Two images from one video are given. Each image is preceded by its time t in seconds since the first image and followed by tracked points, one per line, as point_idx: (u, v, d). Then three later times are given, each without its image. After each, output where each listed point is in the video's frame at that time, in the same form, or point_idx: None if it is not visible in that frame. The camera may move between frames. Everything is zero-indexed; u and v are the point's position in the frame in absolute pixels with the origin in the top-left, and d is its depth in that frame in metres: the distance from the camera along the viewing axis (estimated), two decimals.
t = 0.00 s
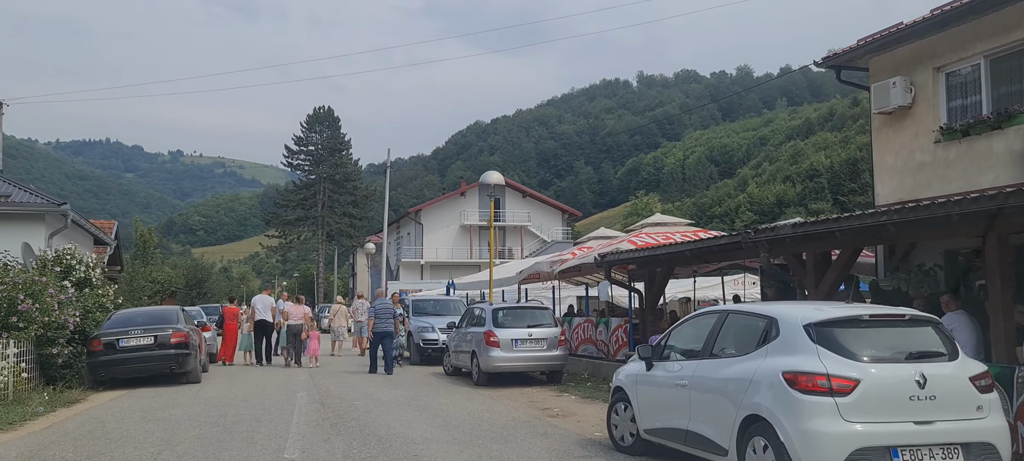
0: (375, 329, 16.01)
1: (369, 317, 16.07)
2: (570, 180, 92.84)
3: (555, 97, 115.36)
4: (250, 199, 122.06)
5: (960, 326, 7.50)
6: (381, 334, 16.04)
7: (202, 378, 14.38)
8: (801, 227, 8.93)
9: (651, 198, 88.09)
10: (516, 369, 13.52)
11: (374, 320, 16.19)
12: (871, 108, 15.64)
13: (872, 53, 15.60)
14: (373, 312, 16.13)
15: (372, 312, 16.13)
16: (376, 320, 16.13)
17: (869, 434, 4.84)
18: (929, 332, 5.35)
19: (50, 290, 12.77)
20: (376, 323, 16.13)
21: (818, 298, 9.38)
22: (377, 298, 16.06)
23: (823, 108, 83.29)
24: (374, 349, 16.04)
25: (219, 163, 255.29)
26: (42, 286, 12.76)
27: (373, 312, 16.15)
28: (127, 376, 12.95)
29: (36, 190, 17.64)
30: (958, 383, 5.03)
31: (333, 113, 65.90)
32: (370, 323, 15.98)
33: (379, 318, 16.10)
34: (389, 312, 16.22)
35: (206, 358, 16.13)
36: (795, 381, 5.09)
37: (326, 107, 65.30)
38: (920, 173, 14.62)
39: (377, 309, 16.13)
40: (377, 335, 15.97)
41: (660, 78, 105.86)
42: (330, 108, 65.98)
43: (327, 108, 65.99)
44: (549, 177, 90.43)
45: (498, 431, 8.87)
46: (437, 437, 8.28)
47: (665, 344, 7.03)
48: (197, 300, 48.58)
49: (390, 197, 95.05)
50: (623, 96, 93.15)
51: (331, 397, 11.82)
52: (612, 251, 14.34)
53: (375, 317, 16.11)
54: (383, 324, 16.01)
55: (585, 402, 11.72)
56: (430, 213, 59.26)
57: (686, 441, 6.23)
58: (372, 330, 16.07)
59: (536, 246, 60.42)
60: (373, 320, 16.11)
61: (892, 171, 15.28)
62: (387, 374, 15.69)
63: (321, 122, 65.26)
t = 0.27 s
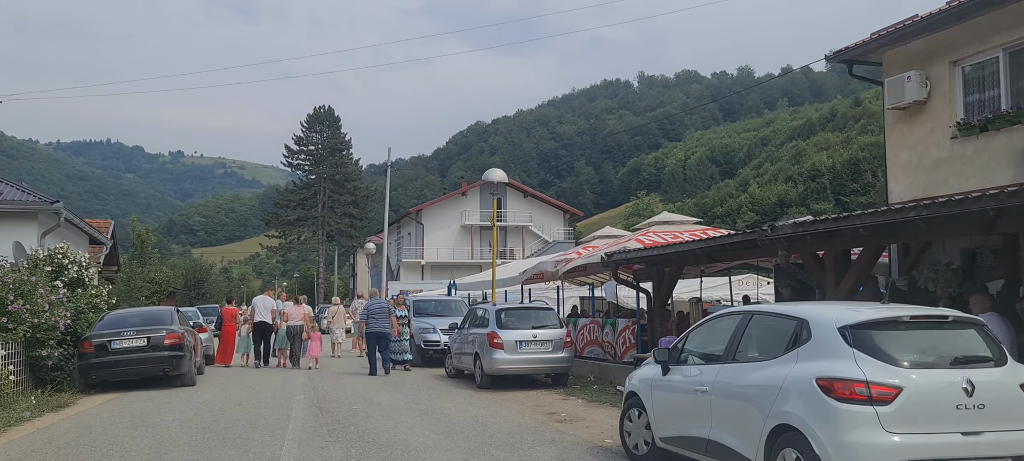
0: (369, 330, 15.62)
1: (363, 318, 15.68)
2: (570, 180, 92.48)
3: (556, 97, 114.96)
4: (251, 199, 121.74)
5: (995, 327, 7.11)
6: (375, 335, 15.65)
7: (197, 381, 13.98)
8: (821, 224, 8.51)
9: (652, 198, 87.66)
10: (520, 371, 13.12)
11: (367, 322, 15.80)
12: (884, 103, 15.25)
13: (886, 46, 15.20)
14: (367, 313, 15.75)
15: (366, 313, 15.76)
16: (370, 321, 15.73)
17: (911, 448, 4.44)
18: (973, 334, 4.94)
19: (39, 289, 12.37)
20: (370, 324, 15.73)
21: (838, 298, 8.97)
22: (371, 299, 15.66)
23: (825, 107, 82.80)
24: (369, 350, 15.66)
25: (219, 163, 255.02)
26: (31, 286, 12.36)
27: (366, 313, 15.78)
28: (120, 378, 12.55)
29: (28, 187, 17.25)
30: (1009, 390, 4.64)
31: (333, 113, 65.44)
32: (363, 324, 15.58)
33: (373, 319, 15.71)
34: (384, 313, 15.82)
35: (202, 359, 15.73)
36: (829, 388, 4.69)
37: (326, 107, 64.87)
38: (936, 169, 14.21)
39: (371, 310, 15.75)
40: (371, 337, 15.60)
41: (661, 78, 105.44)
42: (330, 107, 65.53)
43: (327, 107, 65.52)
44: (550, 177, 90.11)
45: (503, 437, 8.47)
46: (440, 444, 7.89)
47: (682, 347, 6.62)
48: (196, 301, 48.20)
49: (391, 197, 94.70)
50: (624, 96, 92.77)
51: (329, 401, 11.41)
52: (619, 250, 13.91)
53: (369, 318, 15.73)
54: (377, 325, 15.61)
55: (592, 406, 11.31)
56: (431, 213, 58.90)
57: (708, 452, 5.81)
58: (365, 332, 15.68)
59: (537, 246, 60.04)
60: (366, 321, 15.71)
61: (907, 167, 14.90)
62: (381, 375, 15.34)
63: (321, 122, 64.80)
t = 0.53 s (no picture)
0: (366, 332, 15.28)
1: (360, 320, 15.32)
2: (572, 181, 92.04)
3: (556, 98, 114.46)
4: (252, 200, 121.32)
5: None
6: (371, 336, 15.32)
7: (192, 383, 13.57)
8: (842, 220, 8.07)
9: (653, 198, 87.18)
10: (525, 374, 12.72)
11: (364, 323, 15.44)
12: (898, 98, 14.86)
13: (900, 39, 14.80)
14: (364, 314, 15.38)
15: (362, 314, 15.39)
16: (366, 322, 15.37)
17: None
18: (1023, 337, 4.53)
19: (29, 289, 11.97)
20: (367, 326, 15.37)
21: (859, 298, 8.57)
22: (367, 301, 15.30)
23: (826, 107, 82.33)
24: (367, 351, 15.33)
25: (220, 164, 254.53)
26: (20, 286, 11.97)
27: (364, 314, 15.41)
28: (113, 381, 12.18)
29: (20, 185, 16.87)
30: None
31: (333, 112, 64.99)
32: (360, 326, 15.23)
33: (369, 320, 15.34)
34: (382, 313, 15.46)
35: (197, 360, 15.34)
36: (871, 396, 4.28)
37: (326, 106, 64.45)
38: (952, 166, 13.81)
39: (368, 311, 15.38)
40: (368, 338, 15.27)
41: (662, 78, 104.92)
42: (330, 107, 65.13)
43: (327, 107, 65.12)
44: (551, 178, 89.68)
45: (509, 444, 8.08)
46: (443, 452, 7.50)
47: (701, 350, 6.23)
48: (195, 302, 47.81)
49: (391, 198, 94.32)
50: (625, 96, 92.28)
51: (327, 404, 11.02)
52: (627, 249, 13.50)
53: (366, 319, 15.36)
54: (373, 326, 15.25)
55: (600, 410, 10.93)
56: (432, 212, 58.51)
57: None
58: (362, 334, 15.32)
59: (539, 246, 59.63)
60: (363, 322, 15.35)
61: (921, 164, 14.49)
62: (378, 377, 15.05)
63: (321, 121, 64.37)
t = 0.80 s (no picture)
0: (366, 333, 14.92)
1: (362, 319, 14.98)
2: (573, 182, 91.67)
3: (557, 99, 114.01)
4: (252, 201, 121.00)
5: None
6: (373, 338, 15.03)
7: (186, 387, 13.16)
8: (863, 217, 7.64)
9: (655, 199, 86.73)
10: (530, 377, 12.32)
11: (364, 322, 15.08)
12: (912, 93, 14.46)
13: (914, 33, 14.38)
14: (364, 314, 15.02)
15: (364, 313, 15.00)
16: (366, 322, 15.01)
17: None
18: None
19: (17, 290, 11.56)
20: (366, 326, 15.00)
21: (883, 298, 8.14)
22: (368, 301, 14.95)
23: (827, 108, 81.87)
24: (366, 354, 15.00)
25: (220, 165, 254.27)
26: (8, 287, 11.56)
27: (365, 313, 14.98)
28: (104, 385, 11.79)
29: (12, 184, 16.49)
30: None
31: (333, 112, 64.60)
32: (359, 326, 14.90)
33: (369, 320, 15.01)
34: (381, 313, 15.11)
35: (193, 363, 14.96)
36: (923, 406, 3.86)
37: (326, 106, 64.04)
38: (970, 162, 13.40)
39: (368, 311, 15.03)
40: (367, 339, 14.97)
41: (662, 79, 104.44)
42: (330, 107, 64.75)
43: (328, 107, 64.74)
44: (552, 179, 89.31)
45: (516, 452, 7.68)
46: None
47: (724, 354, 5.80)
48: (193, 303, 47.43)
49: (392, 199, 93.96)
50: (625, 97, 91.84)
51: (325, 409, 10.64)
52: (634, 249, 13.06)
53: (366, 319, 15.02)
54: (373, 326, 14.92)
55: (609, 415, 10.51)
56: (433, 213, 58.12)
57: None
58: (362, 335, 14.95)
59: (540, 247, 59.20)
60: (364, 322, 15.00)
61: (937, 160, 14.09)
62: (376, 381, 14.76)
63: (321, 121, 63.97)
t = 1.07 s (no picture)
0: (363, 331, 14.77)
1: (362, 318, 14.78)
2: (574, 181, 91.31)
3: (559, 99, 113.60)
4: (253, 202, 120.72)
5: None
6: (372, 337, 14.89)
7: (181, 389, 12.77)
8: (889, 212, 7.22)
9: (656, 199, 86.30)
10: (536, 379, 11.92)
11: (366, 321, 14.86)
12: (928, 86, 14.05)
13: (931, 24, 13.94)
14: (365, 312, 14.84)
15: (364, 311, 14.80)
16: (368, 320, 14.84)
17: None
18: None
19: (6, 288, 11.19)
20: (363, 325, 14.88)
21: (908, 299, 7.74)
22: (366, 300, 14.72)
23: (829, 107, 81.38)
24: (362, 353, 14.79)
25: (222, 166, 254.17)
26: None
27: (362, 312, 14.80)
28: (96, 387, 11.41)
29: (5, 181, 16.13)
30: None
31: (334, 111, 64.24)
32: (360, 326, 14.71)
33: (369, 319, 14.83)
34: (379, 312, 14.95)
35: (189, 364, 14.57)
36: (985, 417, 3.47)
37: (327, 105, 63.68)
38: (989, 157, 12.99)
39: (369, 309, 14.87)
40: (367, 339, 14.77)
41: (664, 79, 103.99)
42: (331, 106, 64.40)
43: (329, 106, 64.39)
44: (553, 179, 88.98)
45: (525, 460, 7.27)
46: None
47: (751, 358, 5.41)
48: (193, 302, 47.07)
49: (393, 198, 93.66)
50: (627, 97, 91.42)
51: (324, 413, 10.24)
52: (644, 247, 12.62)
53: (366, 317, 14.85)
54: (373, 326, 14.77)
55: (619, 419, 10.11)
56: (435, 212, 57.78)
57: None
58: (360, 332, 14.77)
59: (542, 247, 58.78)
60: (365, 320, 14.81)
61: (955, 156, 13.69)
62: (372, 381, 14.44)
63: (322, 120, 63.60)
